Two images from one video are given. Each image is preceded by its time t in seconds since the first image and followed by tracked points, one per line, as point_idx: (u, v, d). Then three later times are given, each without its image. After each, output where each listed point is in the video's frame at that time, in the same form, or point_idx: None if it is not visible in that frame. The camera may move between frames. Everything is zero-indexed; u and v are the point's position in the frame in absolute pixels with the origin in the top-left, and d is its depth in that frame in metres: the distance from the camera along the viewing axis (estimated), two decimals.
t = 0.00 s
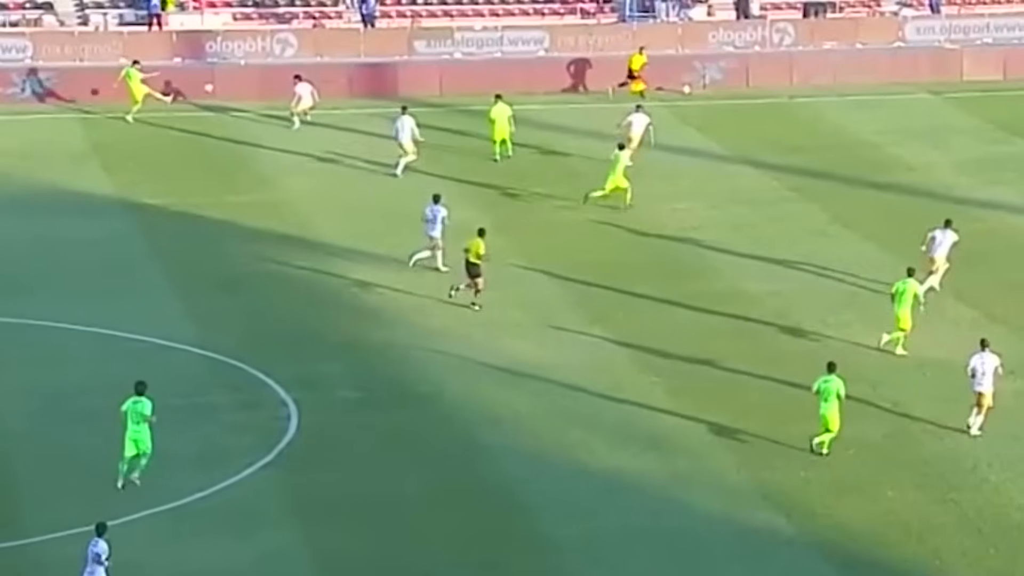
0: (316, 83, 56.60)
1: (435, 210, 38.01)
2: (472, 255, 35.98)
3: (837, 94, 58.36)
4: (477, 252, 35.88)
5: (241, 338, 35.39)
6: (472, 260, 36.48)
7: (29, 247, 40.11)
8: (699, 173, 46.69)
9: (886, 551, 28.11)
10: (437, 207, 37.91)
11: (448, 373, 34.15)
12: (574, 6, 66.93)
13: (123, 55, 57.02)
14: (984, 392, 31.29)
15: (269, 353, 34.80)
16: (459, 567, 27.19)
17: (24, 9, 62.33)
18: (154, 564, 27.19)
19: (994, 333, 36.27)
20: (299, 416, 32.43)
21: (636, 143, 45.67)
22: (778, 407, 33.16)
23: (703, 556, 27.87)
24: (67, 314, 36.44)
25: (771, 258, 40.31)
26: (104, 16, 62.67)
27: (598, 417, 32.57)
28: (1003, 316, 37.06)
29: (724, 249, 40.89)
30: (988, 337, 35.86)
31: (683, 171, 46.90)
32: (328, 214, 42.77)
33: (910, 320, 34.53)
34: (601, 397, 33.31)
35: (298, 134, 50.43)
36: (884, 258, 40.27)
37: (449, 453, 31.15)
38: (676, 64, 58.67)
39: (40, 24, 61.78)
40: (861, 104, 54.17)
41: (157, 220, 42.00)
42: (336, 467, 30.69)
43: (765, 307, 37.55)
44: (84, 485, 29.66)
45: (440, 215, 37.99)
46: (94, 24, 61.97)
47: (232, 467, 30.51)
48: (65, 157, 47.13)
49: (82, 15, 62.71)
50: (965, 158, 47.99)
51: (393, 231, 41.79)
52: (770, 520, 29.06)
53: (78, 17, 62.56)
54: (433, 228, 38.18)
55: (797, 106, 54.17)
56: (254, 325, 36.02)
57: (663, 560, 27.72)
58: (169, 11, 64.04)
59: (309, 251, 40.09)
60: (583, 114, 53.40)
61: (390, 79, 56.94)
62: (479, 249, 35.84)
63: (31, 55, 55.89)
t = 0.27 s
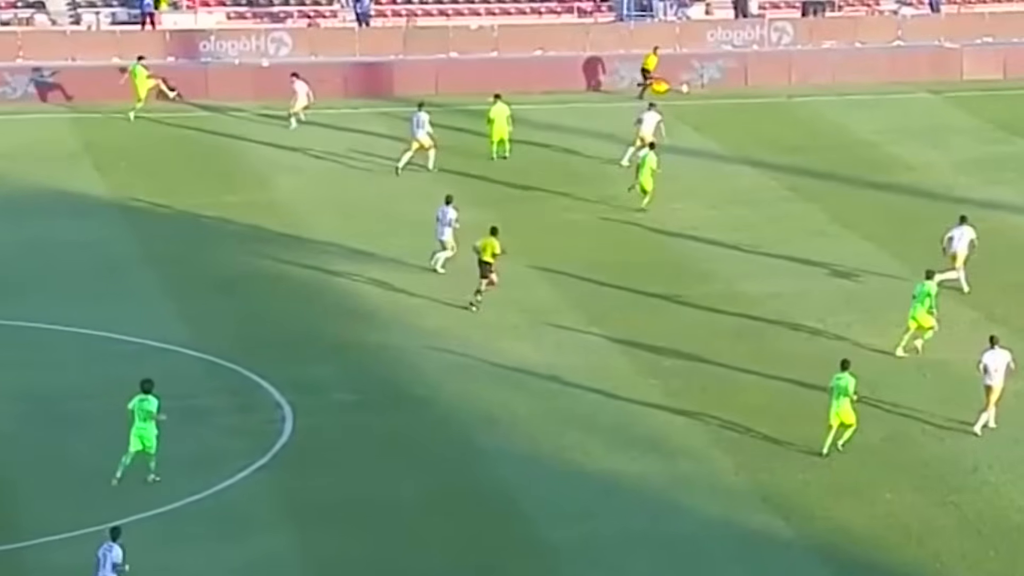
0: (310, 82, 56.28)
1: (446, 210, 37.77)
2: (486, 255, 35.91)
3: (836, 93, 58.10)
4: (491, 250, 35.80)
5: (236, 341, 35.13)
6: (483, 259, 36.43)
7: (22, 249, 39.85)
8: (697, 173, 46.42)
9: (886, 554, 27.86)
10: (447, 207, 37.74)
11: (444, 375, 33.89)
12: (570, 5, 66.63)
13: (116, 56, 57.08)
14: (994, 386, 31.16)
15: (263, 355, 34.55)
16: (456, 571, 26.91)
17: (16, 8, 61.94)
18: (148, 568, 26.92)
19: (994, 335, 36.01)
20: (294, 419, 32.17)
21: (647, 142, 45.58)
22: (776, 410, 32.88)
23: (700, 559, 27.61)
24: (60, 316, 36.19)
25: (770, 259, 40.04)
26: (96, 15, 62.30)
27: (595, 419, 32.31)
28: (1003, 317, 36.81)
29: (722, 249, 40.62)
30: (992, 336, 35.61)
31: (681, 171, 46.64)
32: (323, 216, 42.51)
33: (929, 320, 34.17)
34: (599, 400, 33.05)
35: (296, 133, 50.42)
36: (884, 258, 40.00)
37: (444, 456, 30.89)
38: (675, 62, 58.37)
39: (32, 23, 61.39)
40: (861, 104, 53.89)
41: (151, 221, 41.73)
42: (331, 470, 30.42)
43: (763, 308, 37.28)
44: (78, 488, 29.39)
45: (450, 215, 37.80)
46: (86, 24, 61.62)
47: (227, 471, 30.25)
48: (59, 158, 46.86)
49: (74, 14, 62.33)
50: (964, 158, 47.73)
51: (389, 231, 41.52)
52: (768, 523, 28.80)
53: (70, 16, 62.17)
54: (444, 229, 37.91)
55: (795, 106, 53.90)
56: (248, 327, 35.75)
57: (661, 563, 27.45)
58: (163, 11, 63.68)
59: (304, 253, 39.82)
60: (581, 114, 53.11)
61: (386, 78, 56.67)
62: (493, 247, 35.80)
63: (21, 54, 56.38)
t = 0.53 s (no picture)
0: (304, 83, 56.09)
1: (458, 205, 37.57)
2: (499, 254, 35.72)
3: (833, 93, 57.90)
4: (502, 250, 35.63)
5: (229, 343, 34.92)
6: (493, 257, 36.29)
7: (15, 251, 39.62)
8: (693, 174, 46.23)
9: (884, 557, 27.65)
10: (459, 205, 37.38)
11: (439, 378, 33.68)
12: (566, 5, 66.42)
13: (108, 56, 56.84)
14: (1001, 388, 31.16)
15: (257, 358, 34.33)
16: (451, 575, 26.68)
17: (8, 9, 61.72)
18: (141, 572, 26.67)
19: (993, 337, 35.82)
20: (287, 422, 31.95)
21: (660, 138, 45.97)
22: (773, 412, 32.66)
23: (697, 562, 27.41)
24: (52, 319, 35.96)
25: (766, 260, 39.85)
26: (88, 15, 62.08)
27: (592, 422, 32.10)
28: (1000, 318, 36.61)
29: (719, 250, 40.42)
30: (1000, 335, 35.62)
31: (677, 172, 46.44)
32: (317, 218, 42.30)
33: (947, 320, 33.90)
34: (595, 402, 32.86)
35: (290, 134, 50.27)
36: (881, 259, 39.80)
37: (441, 459, 30.66)
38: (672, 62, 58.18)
39: (24, 24, 61.15)
40: (858, 104, 53.69)
41: (143, 223, 41.50)
42: (326, 474, 30.18)
43: (759, 310, 37.06)
44: (70, 493, 29.15)
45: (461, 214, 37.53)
46: (78, 24, 61.41)
47: (220, 474, 30.02)
48: (52, 159, 46.63)
49: (66, 14, 62.11)
50: (962, 159, 47.53)
51: (383, 233, 41.31)
52: (765, 526, 28.59)
53: (62, 16, 61.95)
54: (456, 224, 37.73)
55: (792, 106, 53.70)
56: (242, 330, 35.54)
57: (658, 567, 27.24)
58: (155, 11, 63.43)
59: (298, 255, 39.61)
60: (576, 115, 52.90)
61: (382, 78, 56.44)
62: (507, 245, 35.63)
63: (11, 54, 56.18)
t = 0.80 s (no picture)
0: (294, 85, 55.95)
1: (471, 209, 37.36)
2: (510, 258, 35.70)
3: (824, 96, 57.82)
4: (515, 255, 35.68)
5: (219, 347, 34.79)
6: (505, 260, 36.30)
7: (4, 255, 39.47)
8: (685, 177, 46.13)
9: (876, 561, 27.54)
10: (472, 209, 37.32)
11: (430, 382, 33.55)
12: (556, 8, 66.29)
13: (96, 58, 56.66)
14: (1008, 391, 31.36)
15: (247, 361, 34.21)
16: None
17: None
18: None
19: (985, 340, 35.73)
20: (278, 426, 31.82)
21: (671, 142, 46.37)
22: (765, 416, 32.53)
23: (689, 566, 27.30)
24: (41, 323, 35.81)
25: (758, 262, 39.75)
26: (76, 17, 61.92)
27: (583, 426, 31.98)
28: (993, 322, 36.53)
29: (711, 253, 40.32)
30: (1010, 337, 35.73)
31: (669, 174, 46.33)
32: (307, 221, 42.16)
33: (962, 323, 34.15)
34: (586, 405, 32.75)
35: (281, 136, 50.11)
36: (873, 262, 39.72)
37: (431, 464, 30.54)
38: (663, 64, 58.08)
39: (12, 26, 60.97)
40: (851, 107, 53.60)
41: (133, 226, 41.37)
42: (316, 479, 30.04)
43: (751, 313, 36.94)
44: (60, 498, 29.01)
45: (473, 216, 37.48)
46: (67, 27, 61.23)
47: (210, 479, 29.89)
48: (41, 162, 46.48)
49: (54, 16, 61.97)
50: (954, 161, 47.45)
51: (374, 236, 41.18)
52: (757, 530, 28.48)
53: (50, 19, 61.81)
54: (467, 228, 37.49)
55: (783, 109, 53.61)
56: (232, 333, 35.41)
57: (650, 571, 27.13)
58: (143, 13, 63.26)
59: (288, 258, 39.48)
60: (568, 117, 52.78)
61: (372, 81, 56.31)
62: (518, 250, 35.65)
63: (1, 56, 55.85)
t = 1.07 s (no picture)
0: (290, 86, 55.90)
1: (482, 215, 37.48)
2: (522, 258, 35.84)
3: (821, 97, 57.77)
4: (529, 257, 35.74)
5: (214, 350, 34.70)
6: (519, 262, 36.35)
7: None
8: (682, 178, 46.06)
9: (872, 562, 27.46)
10: (481, 213, 37.36)
11: (425, 384, 33.48)
12: (552, 8, 66.23)
13: (91, 58, 56.55)
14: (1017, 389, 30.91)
15: (242, 364, 34.12)
16: None
17: None
18: None
19: (982, 342, 35.66)
20: (273, 429, 31.74)
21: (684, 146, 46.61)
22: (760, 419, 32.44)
23: (687, 569, 27.19)
24: (36, 325, 35.72)
25: (755, 263, 39.67)
26: (70, 18, 61.84)
27: (579, 428, 31.91)
28: (990, 324, 36.45)
29: (707, 255, 40.24)
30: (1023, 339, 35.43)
31: (665, 176, 46.26)
32: (303, 223, 42.08)
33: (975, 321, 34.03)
34: (582, 408, 32.66)
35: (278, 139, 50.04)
36: (870, 263, 39.62)
37: (427, 466, 30.47)
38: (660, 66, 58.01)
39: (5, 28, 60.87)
40: (848, 108, 53.53)
41: (128, 229, 41.27)
42: (311, 482, 29.94)
43: (751, 316, 36.80)
44: (55, 501, 28.91)
45: (483, 221, 37.48)
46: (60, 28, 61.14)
47: (205, 482, 29.78)
48: (36, 165, 46.38)
49: (48, 17, 61.90)
50: (952, 162, 47.38)
51: (370, 238, 41.10)
52: (754, 532, 28.39)
53: (43, 20, 61.73)
54: (478, 231, 37.71)
55: (780, 110, 53.54)
56: (226, 336, 35.32)
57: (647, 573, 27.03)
58: (138, 14, 63.22)
59: (284, 260, 39.40)
60: (565, 119, 52.70)
61: (367, 82, 56.23)
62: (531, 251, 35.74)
63: None
